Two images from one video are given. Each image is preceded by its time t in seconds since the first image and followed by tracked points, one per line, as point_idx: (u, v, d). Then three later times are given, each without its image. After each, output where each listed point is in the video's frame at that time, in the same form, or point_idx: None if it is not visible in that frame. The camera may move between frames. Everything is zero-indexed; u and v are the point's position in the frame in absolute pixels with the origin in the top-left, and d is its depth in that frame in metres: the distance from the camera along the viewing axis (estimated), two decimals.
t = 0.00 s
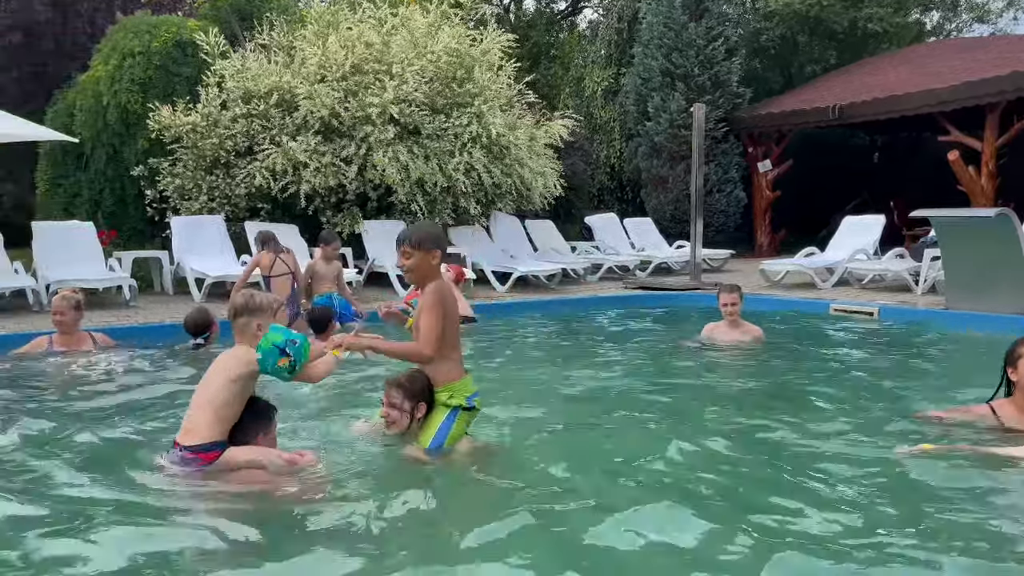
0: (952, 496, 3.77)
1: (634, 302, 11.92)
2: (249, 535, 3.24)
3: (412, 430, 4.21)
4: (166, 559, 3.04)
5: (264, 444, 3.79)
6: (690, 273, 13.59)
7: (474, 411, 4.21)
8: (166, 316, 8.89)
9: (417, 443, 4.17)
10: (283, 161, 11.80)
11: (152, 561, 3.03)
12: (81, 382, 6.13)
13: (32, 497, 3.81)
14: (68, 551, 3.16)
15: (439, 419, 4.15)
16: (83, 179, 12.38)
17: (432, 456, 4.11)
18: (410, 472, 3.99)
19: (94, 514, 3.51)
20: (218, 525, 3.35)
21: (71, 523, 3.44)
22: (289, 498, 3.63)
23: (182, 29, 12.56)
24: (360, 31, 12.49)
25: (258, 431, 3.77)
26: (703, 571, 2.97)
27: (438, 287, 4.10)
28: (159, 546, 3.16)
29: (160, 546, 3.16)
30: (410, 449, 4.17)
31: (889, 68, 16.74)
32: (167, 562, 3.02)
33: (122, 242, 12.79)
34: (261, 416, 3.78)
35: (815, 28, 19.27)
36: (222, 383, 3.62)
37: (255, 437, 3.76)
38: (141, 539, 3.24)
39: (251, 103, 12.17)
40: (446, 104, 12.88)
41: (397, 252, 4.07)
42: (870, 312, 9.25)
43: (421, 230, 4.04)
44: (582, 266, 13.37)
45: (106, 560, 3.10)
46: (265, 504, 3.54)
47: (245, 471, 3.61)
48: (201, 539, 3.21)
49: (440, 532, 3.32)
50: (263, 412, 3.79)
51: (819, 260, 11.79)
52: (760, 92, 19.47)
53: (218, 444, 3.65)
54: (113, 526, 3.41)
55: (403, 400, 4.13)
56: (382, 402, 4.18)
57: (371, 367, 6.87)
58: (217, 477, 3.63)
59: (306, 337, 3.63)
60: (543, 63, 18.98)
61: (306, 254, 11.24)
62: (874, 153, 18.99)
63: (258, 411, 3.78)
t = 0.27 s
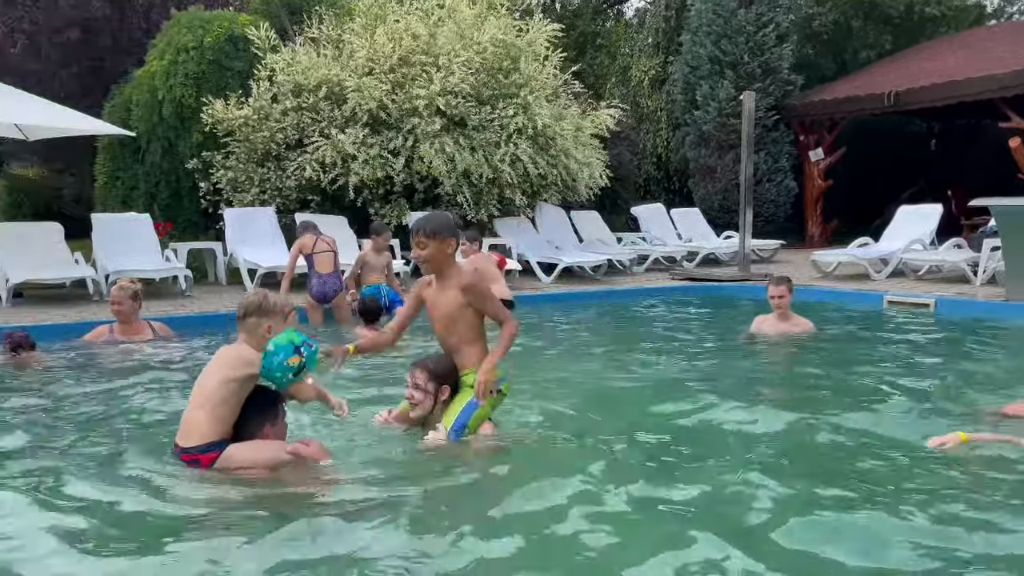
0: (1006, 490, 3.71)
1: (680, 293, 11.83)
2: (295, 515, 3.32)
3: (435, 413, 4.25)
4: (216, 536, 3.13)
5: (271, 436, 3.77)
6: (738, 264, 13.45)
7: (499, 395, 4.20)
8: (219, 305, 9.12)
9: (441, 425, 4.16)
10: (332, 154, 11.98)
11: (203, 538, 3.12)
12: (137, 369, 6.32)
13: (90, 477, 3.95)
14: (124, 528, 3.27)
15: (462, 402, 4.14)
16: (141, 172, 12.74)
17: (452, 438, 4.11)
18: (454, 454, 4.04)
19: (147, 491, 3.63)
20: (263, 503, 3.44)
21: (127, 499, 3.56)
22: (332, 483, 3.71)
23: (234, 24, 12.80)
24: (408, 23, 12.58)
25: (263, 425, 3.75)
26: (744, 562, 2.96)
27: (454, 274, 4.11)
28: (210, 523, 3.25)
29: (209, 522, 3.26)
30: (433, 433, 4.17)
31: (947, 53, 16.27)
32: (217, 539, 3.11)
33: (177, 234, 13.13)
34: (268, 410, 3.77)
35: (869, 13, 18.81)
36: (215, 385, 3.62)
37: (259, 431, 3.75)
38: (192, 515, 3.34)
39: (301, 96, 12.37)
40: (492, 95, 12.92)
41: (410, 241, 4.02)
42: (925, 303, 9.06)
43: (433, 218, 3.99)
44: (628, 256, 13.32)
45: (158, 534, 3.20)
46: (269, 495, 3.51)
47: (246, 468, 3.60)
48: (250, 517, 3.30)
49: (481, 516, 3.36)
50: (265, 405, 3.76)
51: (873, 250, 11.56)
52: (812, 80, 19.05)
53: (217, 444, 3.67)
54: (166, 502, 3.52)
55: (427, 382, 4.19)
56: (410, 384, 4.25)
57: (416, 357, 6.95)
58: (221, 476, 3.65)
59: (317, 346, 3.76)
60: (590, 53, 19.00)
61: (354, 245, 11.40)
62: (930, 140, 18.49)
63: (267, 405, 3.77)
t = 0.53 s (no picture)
0: None
1: (733, 284, 11.67)
2: (348, 501, 3.39)
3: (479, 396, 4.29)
4: (271, 518, 3.21)
5: (296, 409, 3.79)
6: (793, 253, 13.20)
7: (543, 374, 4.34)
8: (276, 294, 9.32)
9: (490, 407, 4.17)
10: (384, 145, 12.11)
11: (259, 518, 3.21)
12: (197, 356, 6.50)
13: (152, 457, 4.09)
14: (186, 504, 3.41)
15: (511, 382, 4.21)
16: (199, 164, 13.07)
17: (505, 418, 4.14)
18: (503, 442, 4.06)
19: (206, 470, 3.74)
20: (315, 487, 3.52)
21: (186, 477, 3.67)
22: (382, 470, 3.77)
23: (288, 18, 12.99)
24: (458, 14, 12.62)
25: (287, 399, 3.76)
26: (795, 557, 2.92)
27: (496, 260, 4.29)
28: (265, 503, 3.34)
29: (266, 500, 3.37)
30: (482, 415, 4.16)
31: (1015, 35, 15.66)
32: (272, 520, 3.20)
33: (235, 225, 13.44)
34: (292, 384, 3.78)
35: None
36: (238, 363, 3.64)
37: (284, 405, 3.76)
38: (249, 493, 3.43)
39: (353, 88, 12.53)
40: (542, 85, 12.88)
41: (449, 231, 4.15)
42: (990, 294, 8.79)
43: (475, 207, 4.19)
44: (680, 246, 13.18)
45: (215, 511, 3.29)
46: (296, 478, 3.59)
47: (271, 445, 3.64)
48: (303, 501, 3.37)
49: (530, 505, 3.38)
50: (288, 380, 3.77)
51: (934, 240, 11.23)
52: (870, 65, 18.53)
53: (240, 420, 3.69)
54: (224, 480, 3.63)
55: (474, 365, 4.24)
56: (453, 369, 4.28)
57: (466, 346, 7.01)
58: (247, 451, 3.69)
59: (309, 348, 3.56)
60: (639, 38, 18.41)
61: (405, 236, 11.52)
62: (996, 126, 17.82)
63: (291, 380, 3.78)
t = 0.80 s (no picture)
0: None
1: (799, 274, 11.43)
2: (412, 492, 3.47)
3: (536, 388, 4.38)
4: (337, 504, 3.31)
5: (328, 400, 3.79)
6: (863, 243, 12.86)
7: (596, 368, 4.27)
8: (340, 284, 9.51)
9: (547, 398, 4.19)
10: (445, 136, 12.20)
11: (326, 504, 3.31)
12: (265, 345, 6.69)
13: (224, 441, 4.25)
14: (258, 488, 3.53)
15: (567, 377, 4.17)
16: (266, 157, 13.39)
17: (564, 413, 4.15)
18: (563, 436, 4.09)
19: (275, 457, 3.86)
20: (379, 479, 3.61)
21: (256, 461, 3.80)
22: (443, 462, 3.84)
23: (351, 11, 13.19)
24: (519, 4, 12.63)
25: (317, 388, 3.75)
26: (860, 557, 2.88)
27: (545, 256, 4.09)
28: (331, 490, 3.44)
29: (333, 487, 3.47)
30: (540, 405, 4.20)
31: None
32: (338, 507, 3.29)
33: (300, 216, 13.74)
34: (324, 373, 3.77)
35: None
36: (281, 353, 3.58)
37: (314, 395, 3.75)
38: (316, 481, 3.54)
39: (415, 80, 12.64)
40: (604, 74, 12.77)
41: (499, 228, 4.02)
42: None
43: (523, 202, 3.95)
44: (744, 236, 12.95)
45: (283, 496, 3.40)
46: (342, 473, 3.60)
47: (312, 438, 3.62)
48: (369, 491, 3.46)
49: (590, 497, 3.41)
50: (322, 370, 3.76)
51: (1013, 230, 10.80)
52: (944, 48, 17.83)
53: (280, 413, 3.62)
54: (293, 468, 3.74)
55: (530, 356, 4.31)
56: (506, 360, 4.35)
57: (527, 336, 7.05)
58: (286, 444, 3.65)
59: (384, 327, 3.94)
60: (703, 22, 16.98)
61: (467, 227, 11.61)
62: None
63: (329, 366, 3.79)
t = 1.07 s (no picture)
0: None
1: (851, 269, 11.18)
2: (457, 486, 3.48)
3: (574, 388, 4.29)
4: (383, 496, 3.35)
5: (347, 397, 3.90)
6: (919, 237, 12.54)
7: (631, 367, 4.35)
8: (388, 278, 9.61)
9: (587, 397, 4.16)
10: (492, 131, 12.23)
11: (371, 495, 3.35)
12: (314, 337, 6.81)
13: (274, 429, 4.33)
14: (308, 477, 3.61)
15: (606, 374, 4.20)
16: (316, 153, 13.60)
17: (607, 410, 4.14)
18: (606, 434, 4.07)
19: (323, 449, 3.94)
20: (424, 473, 3.65)
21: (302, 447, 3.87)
22: (489, 455, 3.87)
23: (399, 7, 13.30)
24: None
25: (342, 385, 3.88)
26: (912, 560, 2.83)
27: (585, 250, 4.20)
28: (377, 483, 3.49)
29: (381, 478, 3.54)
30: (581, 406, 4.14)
31: None
32: (384, 499, 3.33)
33: (349, 211, 13.91)
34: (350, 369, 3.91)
35: None
36: (309, 341, 3.73)
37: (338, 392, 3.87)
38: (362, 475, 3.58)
39: (462, 75, 12.67)
40: (653, 66, 12.59)
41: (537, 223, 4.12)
42: None
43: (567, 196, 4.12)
44: (795, 230, 12.73)
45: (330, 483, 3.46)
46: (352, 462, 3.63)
47: (329, 427, 3.69)
48: (414, 484, 3.49)
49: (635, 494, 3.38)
50: (347, 366, 3.89)
51: None
52: (1005, 37, 17.25)
53: (301, 400, 3.73)
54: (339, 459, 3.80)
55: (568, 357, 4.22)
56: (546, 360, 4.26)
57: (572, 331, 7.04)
58: (303, 432, 3.73)
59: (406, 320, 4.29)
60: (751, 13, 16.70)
61: (513, 221, 11.63)
62: None
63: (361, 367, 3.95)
